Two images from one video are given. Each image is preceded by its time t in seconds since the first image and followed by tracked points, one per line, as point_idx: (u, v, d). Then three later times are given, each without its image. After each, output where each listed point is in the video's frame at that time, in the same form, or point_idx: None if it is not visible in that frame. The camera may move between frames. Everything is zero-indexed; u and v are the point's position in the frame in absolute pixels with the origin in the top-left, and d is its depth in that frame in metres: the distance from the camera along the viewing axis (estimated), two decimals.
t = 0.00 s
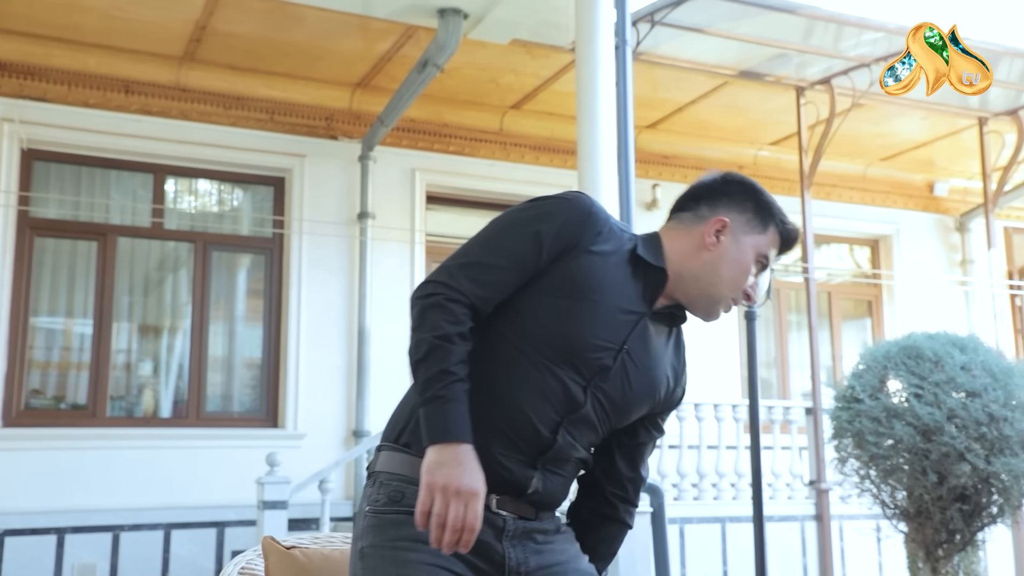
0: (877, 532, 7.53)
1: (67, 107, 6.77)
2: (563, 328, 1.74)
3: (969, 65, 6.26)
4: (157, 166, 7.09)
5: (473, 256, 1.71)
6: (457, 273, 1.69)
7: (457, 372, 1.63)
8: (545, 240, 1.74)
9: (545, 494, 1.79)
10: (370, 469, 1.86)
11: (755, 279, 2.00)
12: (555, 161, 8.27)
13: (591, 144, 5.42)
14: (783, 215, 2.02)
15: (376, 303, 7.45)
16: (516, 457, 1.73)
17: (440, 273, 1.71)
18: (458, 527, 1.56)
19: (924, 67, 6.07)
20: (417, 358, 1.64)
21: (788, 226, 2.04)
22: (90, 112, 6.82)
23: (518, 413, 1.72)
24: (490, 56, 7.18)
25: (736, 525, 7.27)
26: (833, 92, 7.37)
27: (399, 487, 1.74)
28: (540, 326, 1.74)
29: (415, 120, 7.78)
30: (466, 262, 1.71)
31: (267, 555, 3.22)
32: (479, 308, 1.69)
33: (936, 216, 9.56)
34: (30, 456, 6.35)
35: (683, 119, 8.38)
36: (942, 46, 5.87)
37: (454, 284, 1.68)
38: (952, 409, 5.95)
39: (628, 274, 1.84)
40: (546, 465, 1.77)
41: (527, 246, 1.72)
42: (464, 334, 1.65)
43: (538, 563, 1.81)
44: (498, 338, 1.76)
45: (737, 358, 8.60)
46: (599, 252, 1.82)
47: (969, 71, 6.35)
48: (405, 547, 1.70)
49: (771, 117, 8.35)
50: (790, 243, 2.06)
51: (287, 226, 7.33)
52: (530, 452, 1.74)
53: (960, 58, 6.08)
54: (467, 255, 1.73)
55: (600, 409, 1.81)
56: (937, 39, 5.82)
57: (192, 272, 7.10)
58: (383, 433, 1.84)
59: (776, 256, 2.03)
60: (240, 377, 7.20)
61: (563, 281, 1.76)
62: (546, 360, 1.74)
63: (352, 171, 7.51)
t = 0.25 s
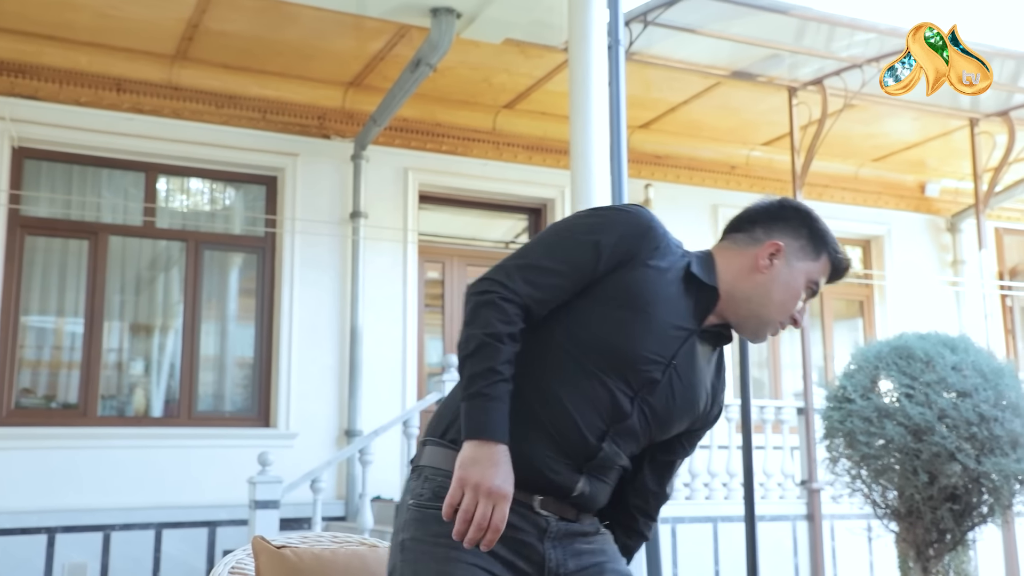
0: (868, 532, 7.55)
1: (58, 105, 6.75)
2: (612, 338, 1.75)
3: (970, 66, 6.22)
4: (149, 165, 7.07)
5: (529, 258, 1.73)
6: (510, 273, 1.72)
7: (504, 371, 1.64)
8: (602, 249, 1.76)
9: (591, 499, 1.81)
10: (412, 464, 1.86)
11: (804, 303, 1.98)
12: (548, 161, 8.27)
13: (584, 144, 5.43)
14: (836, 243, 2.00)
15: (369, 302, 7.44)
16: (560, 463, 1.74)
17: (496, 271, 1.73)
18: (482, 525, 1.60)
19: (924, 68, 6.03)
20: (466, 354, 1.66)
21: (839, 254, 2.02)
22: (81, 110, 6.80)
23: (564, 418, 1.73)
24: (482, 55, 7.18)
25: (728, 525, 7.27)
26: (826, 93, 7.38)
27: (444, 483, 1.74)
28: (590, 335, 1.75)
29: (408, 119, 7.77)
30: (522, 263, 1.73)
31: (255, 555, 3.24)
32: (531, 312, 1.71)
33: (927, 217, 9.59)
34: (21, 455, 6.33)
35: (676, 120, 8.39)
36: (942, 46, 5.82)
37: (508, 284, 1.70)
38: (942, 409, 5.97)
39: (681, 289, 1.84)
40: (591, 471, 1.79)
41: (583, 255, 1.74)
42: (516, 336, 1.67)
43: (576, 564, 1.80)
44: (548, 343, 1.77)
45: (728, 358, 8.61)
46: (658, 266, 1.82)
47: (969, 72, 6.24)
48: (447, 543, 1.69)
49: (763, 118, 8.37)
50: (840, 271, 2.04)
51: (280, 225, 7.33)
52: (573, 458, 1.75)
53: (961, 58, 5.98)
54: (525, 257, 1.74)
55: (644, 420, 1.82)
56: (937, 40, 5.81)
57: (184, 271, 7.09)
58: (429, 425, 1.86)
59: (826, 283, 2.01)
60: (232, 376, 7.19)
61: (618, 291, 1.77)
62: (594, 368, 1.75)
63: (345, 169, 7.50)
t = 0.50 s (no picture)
0: (858, 532, 7.58)
1: (48, 104, 6.72)
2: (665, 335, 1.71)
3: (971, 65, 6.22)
4: (139, 164, 7.04)
5: (585, 253, 1.65)
6: (566, 268, 1.63)
7: (569, 369, 1.58)
8: (658, 246, 1.69)
9: (632, 490, 1.80)
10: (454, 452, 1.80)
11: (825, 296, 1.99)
12: (540, 161, 8.27)
13: (576, 145, 5.43)
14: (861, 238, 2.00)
15: (360, 301, 7.43)
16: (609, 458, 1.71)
17: (553, 265, 1.64)
18: (561, 524, 1.52)
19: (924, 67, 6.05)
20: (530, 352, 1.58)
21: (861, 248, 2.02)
22: (71, 109, 6.77)
23: (614, 415, 1.70)
24: (474, 55, 7.18)
25: (718, 525, 7.28)
26: (817, 94, 7.40)
27: (495, 476, 1.68)
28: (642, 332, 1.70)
29: (400, 119, 7.76)
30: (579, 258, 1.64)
31: (246, 554, 3.24)
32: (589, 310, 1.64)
33: (917, 218, 9.63)
34: (10, 455, 6.30)
35: (667, 120, 8.41)
36: (941, 46, 5.84)
37: (566, 281, 1.61)
38: (931, 410, 6.00)
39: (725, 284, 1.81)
40: (636, 462, 1.77)
41: (642, 253, 1.67)
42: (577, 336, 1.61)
43: (620, 558, 1.78)
44: (596, 338, 1.72)
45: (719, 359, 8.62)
46: (707, 262, 1.77)
47: (969, 72, 6.31)
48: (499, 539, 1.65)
49: (754, 118, 8.39)
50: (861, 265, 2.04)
51: (271, 225, 7.31)
52: (621, 452, 1.72)
53: (960, 58, 6.02)
54: (583, 252, 1.65)
55: (683, 412, 1.80)
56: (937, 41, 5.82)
57: (174, 269, 7.07)
58: (469, 413, 1.80)
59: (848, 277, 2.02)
60: (222, 376, 7.16)
61: (671, 288, 1.72)
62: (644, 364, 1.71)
63: (336, 169, 7.48)
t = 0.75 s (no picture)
0: (847, 531, 7.60)
1: (38, 102, 6.69)
2: (678, 320, 1.69)
3: (971, 65, 6.16)
4: (130, 162, 7.02)
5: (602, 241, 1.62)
6: (585, 255, 1.60)
7: (604, 357, 1.55)
8: (668, 231, 1.67)
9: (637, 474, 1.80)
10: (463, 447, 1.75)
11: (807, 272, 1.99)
12: (531, 161, 8.27)
13: (567, 146, 5.43)
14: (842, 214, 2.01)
15: (351, 300, 7.41)
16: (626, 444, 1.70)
17: (572, 257, 1.59)
18: (628, 511, 1.49)
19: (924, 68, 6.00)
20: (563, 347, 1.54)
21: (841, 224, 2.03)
22: (61, 107, 6.75)
23: (632, 402, 1.68)
24: (466, 55, 7.18)
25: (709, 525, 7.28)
26: (808, 95, 7.42)
27: (515, 468, 1.65)
28: (656, 317, 1.68)
29: (392, 118, 7.75)
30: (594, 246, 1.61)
31: (237, 555, 3.24)
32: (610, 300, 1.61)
33: (907, 219, 9.66)
34: None
35: (659, 121, 8.42)
36: (941, 46, 5.79)
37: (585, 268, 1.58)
38: (921, 410, 6.03)
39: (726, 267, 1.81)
40: (646, 445, 1.76)
41: (655, 241, 1.65)
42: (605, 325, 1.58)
43: (630, 548, 1.78)
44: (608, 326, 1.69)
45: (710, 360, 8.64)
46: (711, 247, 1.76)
47: (969, 72, 6.21)
48: (528, 530, 1.61)
49: (745, 119, 8.41)
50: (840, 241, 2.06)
51: (262, 223, 7.29)
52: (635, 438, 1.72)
53: (961, 58, 5.96)
54: (599, 244, 1.62)
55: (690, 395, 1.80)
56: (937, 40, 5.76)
57: (164, 268, 7.04)
58: (476, 406, 1.75)
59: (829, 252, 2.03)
60: (213, 375, 7.14)
61: (681, 274, 1.70)
62: (659, 350, 1.70)
63: (328, 168, 7.47)
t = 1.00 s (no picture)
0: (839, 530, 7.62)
1: (29, 100, 6.67)
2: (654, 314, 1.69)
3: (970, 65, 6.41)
4: (122, 160, 7.01)
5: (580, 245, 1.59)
6: (567, 262, 1.56)
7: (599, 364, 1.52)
8: (642, 228, 1.65)
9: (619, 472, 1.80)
10: (454, 467, 1.70)
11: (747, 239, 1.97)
12: (524, 160, 8.27)
13: (560, 146, 5.43)
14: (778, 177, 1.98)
15: (343, 299, 7.41)
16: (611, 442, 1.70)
17: (555, 265, 1.55)
18: (622, 525, 1.46)
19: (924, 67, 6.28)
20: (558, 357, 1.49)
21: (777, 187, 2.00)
22: (53, 105, 6.73)
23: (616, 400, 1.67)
24: (459, 54, 7.17)
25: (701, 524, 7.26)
26: (800, 95, 7.43)
27: (524, 486, 1.62)
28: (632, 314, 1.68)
29: (384, 117, 7.74)
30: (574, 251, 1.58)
31: (227, 554, 3.20)
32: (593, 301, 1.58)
33: (899, 219, 9.68)
34: None
35: (651, 121, 8.43)
36: (942, 46, 6.06)
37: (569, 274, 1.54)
38: (912, 410, 6.05)
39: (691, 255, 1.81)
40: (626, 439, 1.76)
41: (631, 238, 1.63)
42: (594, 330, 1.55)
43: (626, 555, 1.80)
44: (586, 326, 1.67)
45: (703, 360, 8.64)
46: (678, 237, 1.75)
47: (969, 72, 6.49)
48: (544, 548, 1.59)
49: (738, 119, 8.42)
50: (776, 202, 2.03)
51: (254, 222, 7.27)
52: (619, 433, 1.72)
53: (960, 58, 6.24)
54: (577, 248, 1.59)
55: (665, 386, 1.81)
56: (938, 40, 6.03)
57: (156, 267, 7.03)
58: (461, 424, 1.71)
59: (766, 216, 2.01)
60: (205, 374, 7.13)
61: (654, 269, 1.69)
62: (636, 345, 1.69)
63: (320, 167, 7.46)
